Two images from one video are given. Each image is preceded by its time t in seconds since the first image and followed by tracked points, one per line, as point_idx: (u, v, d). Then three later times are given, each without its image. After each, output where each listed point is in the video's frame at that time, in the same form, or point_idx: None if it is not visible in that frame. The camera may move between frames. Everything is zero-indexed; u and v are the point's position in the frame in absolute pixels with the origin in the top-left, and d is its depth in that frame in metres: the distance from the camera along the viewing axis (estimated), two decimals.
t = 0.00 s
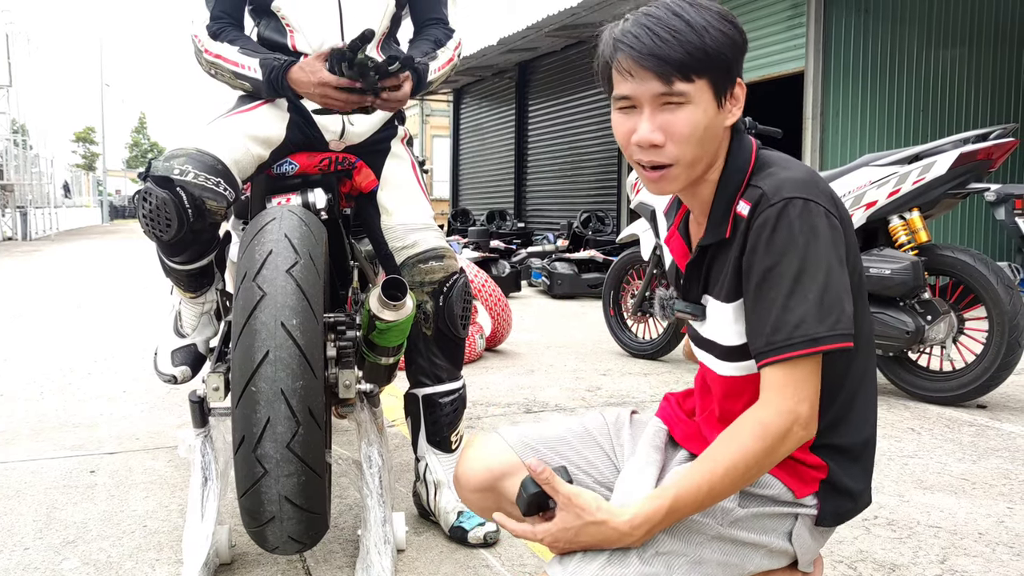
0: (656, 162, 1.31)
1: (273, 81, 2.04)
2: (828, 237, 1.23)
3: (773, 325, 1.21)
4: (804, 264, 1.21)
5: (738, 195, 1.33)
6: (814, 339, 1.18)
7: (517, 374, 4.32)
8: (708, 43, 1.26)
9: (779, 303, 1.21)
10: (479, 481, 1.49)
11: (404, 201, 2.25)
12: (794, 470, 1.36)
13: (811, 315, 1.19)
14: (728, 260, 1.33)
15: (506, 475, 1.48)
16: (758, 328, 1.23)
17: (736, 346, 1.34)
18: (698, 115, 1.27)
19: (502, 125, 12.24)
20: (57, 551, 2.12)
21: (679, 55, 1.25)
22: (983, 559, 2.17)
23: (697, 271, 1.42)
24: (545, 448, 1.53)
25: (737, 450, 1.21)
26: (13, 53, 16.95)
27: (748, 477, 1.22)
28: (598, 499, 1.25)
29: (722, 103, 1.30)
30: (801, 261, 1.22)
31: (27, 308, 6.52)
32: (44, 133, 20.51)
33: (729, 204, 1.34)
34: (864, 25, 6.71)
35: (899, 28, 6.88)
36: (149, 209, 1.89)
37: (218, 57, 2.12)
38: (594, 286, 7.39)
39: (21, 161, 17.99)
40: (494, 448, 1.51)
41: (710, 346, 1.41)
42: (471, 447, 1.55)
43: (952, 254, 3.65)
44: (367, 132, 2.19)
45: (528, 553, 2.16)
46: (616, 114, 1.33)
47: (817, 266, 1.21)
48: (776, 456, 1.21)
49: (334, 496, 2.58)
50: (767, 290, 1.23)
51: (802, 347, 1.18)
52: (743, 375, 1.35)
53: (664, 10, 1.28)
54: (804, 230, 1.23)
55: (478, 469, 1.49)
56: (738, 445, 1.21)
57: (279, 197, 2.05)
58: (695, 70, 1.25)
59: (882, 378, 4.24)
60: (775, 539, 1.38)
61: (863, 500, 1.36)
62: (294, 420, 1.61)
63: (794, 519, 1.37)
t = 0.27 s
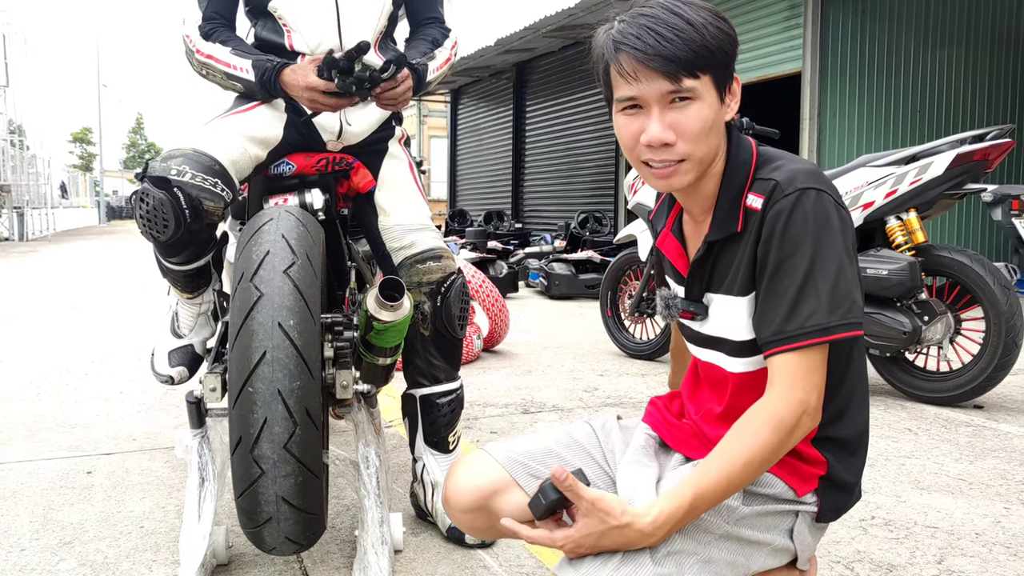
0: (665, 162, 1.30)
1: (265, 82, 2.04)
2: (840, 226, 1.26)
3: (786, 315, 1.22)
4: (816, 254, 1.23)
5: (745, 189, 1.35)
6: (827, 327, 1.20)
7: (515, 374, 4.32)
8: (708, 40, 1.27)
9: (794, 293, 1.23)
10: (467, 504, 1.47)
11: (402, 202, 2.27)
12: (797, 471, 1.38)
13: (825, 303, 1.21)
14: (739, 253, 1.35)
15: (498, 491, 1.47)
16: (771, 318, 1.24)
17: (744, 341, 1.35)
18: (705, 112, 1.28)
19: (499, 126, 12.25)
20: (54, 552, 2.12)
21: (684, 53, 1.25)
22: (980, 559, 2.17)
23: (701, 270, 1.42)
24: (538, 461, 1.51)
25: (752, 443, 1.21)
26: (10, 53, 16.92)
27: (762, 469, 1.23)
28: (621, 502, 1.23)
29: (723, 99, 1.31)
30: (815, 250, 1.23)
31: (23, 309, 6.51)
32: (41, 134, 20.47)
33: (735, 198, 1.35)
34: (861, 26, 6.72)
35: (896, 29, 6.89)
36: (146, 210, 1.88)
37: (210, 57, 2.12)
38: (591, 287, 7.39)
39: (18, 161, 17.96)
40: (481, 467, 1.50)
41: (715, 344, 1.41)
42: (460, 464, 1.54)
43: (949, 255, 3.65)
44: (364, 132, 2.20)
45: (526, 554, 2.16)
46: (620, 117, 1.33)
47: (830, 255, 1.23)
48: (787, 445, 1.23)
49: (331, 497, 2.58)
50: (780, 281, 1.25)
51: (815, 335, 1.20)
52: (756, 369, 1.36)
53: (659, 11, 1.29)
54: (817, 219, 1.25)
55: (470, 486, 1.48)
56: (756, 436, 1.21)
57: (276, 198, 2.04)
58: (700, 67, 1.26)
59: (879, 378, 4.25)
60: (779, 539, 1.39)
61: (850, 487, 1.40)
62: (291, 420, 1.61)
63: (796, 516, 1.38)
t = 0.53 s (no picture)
0: (656, 165, 1.31)
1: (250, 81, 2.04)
2: (837, 229, 1.26)
3: (784, 319, 1.23)
4: (814, 256, 1.24)
5: (739, 193, 1.35)
6: (825, 331, 1.20)
7: (512, 375, 4.32)
8: (699, 45, 1.27)
9: (792, 297, 1.23)
10: (463, 505, 1.47)
11: (397, 202, 2.26)
12: (796, 469, 1.38)
13: (823, 307, 1.21)
14: (733, 258, 1.35)
15: (491, 493, 1.46)
16: (769, 322, 1.24)
17: (740, 345, 1.35)
18: (695, 116, 1.28)
19: (497, 126, 12.25)
20: (50, 552, 2.11)
21: (675, 58, 1.26)
22: (976, 559, 2.17)
23: (695, 274, 1.42)
24: (531, 462, 1.51)
25: (755, 444, 1.22)
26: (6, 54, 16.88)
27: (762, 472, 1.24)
28: (628, 503, 1.23)
29: (714, 103, 1.31)
30: (813, 253, 1.24)
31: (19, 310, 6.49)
32: (37, 135, 20.43)
33: (728, 203, 1.35)
34: (858, 28, 6.73)
35: (892, 29, 6.91)
36: (142, 211, 1.87)
37: (200, 58, 2.13)
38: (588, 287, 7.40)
39: (14, 162, 17.91)
40: (475, 468, 1.50)
41: (711, 349, 1.41)
42: (453, 468, 1.53)
43: (945, 255, 3.66)
44: (361, 131, 2.19)
45: (523, 556, 2.16)
46: (611, 119, 1.33)
47: (826, 259, 1.24)
48: (789, 447, 1.23)
49: (327, 498, 2.57)
50: (778, 285, 1.25)
51: (814, 339, 1.20)
52: (754, 372, 1.36)
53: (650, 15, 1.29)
54: (814, 223, 1.25)
55: (464, 488, 1.47)
56: (758, 440, 1.22)
57: (273, 198, 2.04)
58: (690, 71, 1.26)
59: (875, 379, 4.26)
60: (777, 535, 1.39)
61: (847, 484, 1.41)
62: (288, 421, 1.61)
63: (794, 515, 1.39)
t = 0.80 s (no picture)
0: (654, 170, 1.31)
1: (236, 77, 2.04)
2: (835, 236, 1.27)
3: (782, 325, 1.23)
4: (811, 263, 1.24)
5: (737, 199, 1.35)
6: (822, 337, 1.21)
7: (508, 376, 4.33)
8: (698, 50, 1.28)
9: (790, 303, 1.24)
10: (461, 504, 1.47)
11: (394, 203, 2.25)
12: (791, 470, 1.39)
13: (820, 313, 1.22)
14: (731, 263, 1.36)
15: (488, 492, 1.47)
16: (767, 328, 1.25)
17: (738, 351, 1.36)
18: (693, 121, 1.29)
19: (494, 127, 12.25)
20: (47, 553, 2.12)
21: (673, 63, 1.26)
22: (970, 559, 2.18)
23: (694, 279, 1.42)
24: (528, 463, 1.52)
25: (751, 449, 1.22)
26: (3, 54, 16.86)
27: (758, 478, 1.24)
28: (623, 508, 1.24)
29: (712, 108, 1.32)
30: (810, 260, 1.25)
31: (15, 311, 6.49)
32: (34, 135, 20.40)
33: (726, 209, 1.36)
34: (854, 29, 6.75)
35: (888, 30, 6.93)
36: (139, 212, 1.88)
37: (192, 59, 2.13)
38: (584, 288, 7.41)
39: (11, 162, 17.88)
40: (473, 469, 1.50)
41: (709, 354, 1.42)
42: (451, 467, 1.54)
43: (941, 256, 3.68)
44: (357, 133, 2.21)
45: (520, 556, 2.17)
46: (608, 124, 1.34)
47: (823, 266, 1.24)
48: (786, 453, 1.24)
49: (324, 499, 2.58)
50: (775, 292, 1.26)
51: (810, 345, 1.21)
52: (751, 377, 1.37)
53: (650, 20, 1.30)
54: (812, 229, 1.26)
55: (460, 489, 1.47)
56: (754, 446, 1.22)
57: (270, 199, 2.05)
58: (688, 77, 1.27)
59: (871, 379, 4.27)
60: (773, 536, 1.40)
61: (842, 486, 1.42)
62: (284, 422, 1.61)
63: (790, 516, 1.40)
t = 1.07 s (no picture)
0: (656, 167, 1.32)
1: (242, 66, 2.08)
2: (831, 237, 1.27)
3: (776, 325, 1.24)
4: (807, 264, 1.25)
5: (733, 198, 1.36)
6: (816, 337, 1.21)
7: (505, 375, 4.33)
8: (700, 48, 1.29)
9: (785, 303, 1.24)
10: (457, 504, 1.48)
11: (390, 203, 2.26)
12: (788, 470, 1.40)
13: (815, 313, 1.22)
14: (728, 263, 1.36)
15: (485, 491, 1.47)
16: (761, 328, 1.26)
17: (734, 350, 1.37)
18: (695, 119, 1.30)
19: (491, 127, 12.26)
20: (43, 553, 2.12)
21: (676, 59, 1.27)
22: (965, 558, 2.19)
23: (691, 278, 1.43)
24: (526, 462, 1.52)
25: (745, 449, 1.23)
26: None
27: (752, 479, 1.25)
28: (614, 511, 1.25)
29: (712, 106, 1.33)
30: (805, 260, 1.25)
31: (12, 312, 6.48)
32: (30, 135, 20.36)
33: (723, 208, 1.36)
34: (851, 29, 6.76)
35: (884, 30, 6.95)
36: (136, 212, 1.88)
37: (194, 57, 2.14)
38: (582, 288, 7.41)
39: (7, 162, 17.84)
40: (470, 468, 1.51)
41: (706, 353, 1.43)
42: (449, 466, 1.55)
43: (937, 256, 3.69)
44: (352, 134, 2.22)
45: (517, 556, 2.17)
46: (610, 121, 1.34)
47: (817, 267, 1.25)
48: (779, 453, 1.24)
49: (321, 498, 2.58)
50: (770, 292, 1.26)
51: (804, 345, 1.21)
52: (746, 377, 1.38)
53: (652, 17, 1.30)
54: (807, 230, 1.26)
55: (458, 488, 1.48)
56: (748, 447, 1.23)
57: (267, 199, 2.06)
58: (690, 74, 1.28)
59: (867, 379, 4.28)
60: (768, 537, 1.41)
61: (838, 487, 1.43)
62: (281, 421, 1.62)
63: (785, 517, 1.41)
